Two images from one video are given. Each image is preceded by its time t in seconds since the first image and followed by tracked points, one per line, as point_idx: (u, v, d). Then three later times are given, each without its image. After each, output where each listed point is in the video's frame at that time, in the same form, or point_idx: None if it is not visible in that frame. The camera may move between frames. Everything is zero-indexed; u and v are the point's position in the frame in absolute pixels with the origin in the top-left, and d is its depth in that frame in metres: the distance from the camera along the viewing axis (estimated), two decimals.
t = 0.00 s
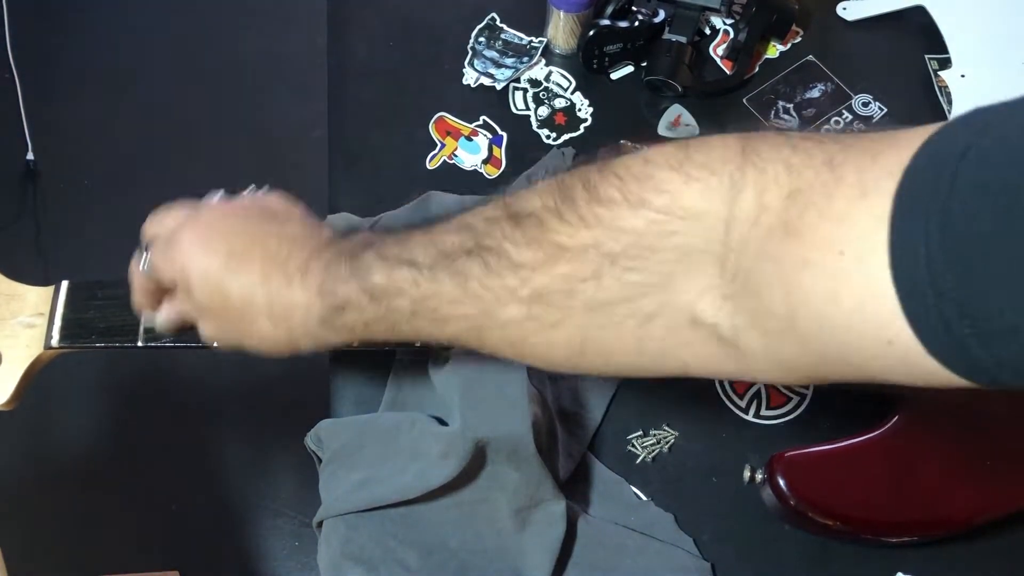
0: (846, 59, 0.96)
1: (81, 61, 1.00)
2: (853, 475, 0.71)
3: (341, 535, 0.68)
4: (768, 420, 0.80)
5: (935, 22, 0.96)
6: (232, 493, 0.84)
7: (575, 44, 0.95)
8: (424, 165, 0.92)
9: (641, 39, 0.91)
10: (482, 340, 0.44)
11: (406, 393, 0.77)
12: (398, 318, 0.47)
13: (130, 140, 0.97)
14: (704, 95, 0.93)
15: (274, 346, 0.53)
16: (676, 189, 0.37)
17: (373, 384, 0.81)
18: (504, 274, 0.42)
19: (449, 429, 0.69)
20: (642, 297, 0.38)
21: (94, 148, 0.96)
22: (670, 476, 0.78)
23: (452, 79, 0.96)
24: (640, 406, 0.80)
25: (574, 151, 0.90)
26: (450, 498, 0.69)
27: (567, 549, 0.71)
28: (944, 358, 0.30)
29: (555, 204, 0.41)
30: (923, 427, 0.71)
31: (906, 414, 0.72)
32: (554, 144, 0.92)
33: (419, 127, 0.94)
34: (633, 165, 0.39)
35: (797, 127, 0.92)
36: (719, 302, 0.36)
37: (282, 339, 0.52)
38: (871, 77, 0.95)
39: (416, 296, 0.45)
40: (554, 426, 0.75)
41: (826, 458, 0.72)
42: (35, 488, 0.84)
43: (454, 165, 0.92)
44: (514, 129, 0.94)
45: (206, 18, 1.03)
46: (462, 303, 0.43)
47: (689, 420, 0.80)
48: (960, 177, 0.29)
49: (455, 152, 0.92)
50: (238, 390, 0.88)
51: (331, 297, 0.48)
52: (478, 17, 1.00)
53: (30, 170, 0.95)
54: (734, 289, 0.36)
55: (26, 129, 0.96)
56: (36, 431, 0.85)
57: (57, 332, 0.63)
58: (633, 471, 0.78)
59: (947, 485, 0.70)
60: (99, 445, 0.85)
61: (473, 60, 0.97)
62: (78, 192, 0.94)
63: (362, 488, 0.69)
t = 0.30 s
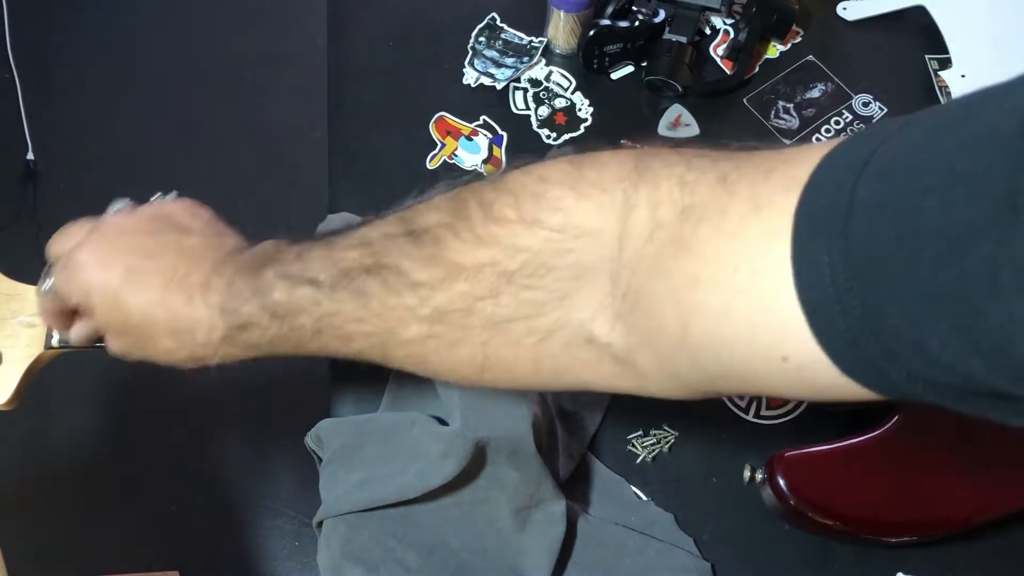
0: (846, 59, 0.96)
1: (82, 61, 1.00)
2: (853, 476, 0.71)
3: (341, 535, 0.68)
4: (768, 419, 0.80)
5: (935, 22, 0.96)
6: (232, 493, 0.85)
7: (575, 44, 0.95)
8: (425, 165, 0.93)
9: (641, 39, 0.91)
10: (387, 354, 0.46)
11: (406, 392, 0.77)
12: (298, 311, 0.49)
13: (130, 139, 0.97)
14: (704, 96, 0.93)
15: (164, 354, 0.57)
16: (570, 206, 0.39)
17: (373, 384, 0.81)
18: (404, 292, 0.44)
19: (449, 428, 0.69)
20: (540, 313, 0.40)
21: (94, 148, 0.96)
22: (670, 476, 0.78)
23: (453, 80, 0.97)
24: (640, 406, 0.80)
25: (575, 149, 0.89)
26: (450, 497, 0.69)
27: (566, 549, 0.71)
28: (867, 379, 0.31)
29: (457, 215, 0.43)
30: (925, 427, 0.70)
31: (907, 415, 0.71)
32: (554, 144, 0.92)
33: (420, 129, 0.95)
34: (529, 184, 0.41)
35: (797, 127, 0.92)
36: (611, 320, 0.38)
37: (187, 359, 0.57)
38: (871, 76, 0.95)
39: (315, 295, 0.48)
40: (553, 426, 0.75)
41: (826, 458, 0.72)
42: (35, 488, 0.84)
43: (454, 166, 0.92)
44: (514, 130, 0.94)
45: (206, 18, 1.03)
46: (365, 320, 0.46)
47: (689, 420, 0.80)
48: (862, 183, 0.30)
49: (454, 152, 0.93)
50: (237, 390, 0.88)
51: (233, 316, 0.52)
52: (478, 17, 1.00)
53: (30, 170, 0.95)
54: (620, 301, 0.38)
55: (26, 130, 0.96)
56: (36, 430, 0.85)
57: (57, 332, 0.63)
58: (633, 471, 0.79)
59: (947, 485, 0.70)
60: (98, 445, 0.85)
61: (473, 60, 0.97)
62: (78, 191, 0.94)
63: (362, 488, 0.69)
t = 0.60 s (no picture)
0: (847, 58, 0.96)
1: (82, 62, 1.00)
2: (855, 476, 0.71)
3: (341, 536, 0.68)
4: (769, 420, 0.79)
5: (935, 21, 0.96)
6: (232, 493, 0.84)
7: (575, 44, 0.95)
8: (424, 165, 0.92)
9: (641, 38, 0.91)
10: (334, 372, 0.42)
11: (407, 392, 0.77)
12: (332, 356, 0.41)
13: (130, 139, 0.96)
14: (705, 95, 0.92)
15: (219, 392, 0.48)
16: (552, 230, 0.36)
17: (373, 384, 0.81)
18: (427, 278, 0.39)
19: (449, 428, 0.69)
20: (478, 329, 0.34)
21: (94, 148, 0.96)
22: (670, 476, 0.78)
23: (452, 79, 0.96)
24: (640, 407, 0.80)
25: (574, 151, 0.91)
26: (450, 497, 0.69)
27: (566, 549, 0.70)
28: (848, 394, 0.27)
29: (604, 235, 0.33)
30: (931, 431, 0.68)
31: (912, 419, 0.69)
32: (554, 144, 0.92)
33: (419, 127, 0.94)
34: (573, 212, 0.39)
35: (797, 126, 0.92)
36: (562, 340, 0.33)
37: (231, 382, 0.47)
38: (872, 76, 0.95)
39: (416, 325, 0.37)
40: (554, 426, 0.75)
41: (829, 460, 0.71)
42: (34, 488, 0.83)
43: (454, 165, 0.91)
44: (514, 129, 0.93)
45: (205, 18, 1.03)
46: (369, 318, 0.40)
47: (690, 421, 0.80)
48: (826, 197, 0.28)
49: (455, 152, 0.92)
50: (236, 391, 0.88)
51: (306, 315, 0.43)
52: (478, 16, 1.00)
53: (29, 170, 0.94)
54: (571, 319, 0.32)
55: (26, 130, 0.96)
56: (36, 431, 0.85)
57: (56, 331, 0.63)
58: (634, 472, 0.78)
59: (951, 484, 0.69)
60: (97, 446, 0.85)
61: (473, 59, 0.97)
62: (79, 192, 0.94)
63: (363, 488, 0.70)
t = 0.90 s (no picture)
0: (846, 59, 0.96)
1: (83, 62, 1.00)
2: (856, 475, 0.70)
3: (342, 536, 0.69)
4: (768, 420, 0.80)
5: (935, 22, 0.96)
6: (232, 493, 0.84)
7: (575, 44, 0.95)
8: (424, 165, 0.91)
9: (641, 39, 0.91)
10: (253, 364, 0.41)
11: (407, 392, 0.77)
12: None
13: (131, 140, 0.97)
14: (704, 96, 0.92)
15: None
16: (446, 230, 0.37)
17: (373, 384, 0.81)
18: None
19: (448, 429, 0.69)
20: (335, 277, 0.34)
21: (95, 148, 0.96)
22: (670, 476, 0.78)
23: (452, 79, 0.96)
24: (640, 407, 0.81)
25: (574, 151, 0.91)
26: (450, 498, 0.69)
27: (567, 550, 0.71)
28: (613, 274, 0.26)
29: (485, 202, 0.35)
30: (925, 426, 0.70)
31: (906, 414, 0.71)
32: (554, 144, 0.92)
33: (419, 127, 0.94)
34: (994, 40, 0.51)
35: (797, 127, 0.92)
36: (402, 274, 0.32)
37: None
38: (871, 76, 0.95)
39: None
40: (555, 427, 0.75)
41: (827, 458, 0.71)
42: (35, 488, 0.84)
43: (454, 165, 0.91)
44: (514, 129, 0.93)
45: (208, 20, 1.03)
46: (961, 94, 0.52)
47: (689, 420, 0.80)
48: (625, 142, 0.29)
49: (454, 152, 0.92)
50: (237, 390, 0.88)
51: None
52: (478, 17, 1.00)
53: (30, 170, 0.94)
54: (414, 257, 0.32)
55: (26, 130, 0.96)
56: (37, 431, 0.85)
57: (57, 332, 0.64)
58: (633, 472, 0.78)
59: (949, 483, 0.69)
60: (97, 445, 0.85)
61: (473, 60, 0.97)
62: (79, 191, 0.94)
63: (362, 488, 0.70)
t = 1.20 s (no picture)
0: (846, 59, 0.96)
1: (83, 63, 1.00)
2: (856, 474, 0.70)
3: (341, 536, 0.69)
4: (768, 420, 0.80)
5: (935, 22, 0.97)
6: (232, 493, 0.84)
7: (575, 44, 0.95)
8: (424, 165, 0.92)
9: (641, 39, 0.91)
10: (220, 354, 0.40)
11: (407, 392, 0.77)
12: None
13: (132, 140, 0.97)
14: (704, 95, 0.92)
15: None
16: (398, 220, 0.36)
17: (374, 383, 0.81)
18: None
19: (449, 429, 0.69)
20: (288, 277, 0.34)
21: (95, 148, 0.96)
22: (670, 476, 0.78)
23: (453, 79, 0.96)
24: (640, 406, 0.81)
25: (574, 151, 0.91)
26: (450, 497, 0.69)
27: (567, 550, 0.71)
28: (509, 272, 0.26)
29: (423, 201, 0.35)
30: (925, 426, 0.70)
31: (906, 414, 0.71)
32: (554, 144, 0.92)
33: (419, 127, 0.94)
34: None
35: (797, 127, 0.92)
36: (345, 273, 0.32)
37: None
38: (871, 76, 0.95)
39: None
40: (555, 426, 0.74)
41: (827, 458, 0.71)
42: (36, 488, 0.84)
43: (454, 165, 0.91)
44: (514, 129, 0.93)
45: (208, 21, 1.03)
46: None
47: (689, 420, 0.80)
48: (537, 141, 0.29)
49: (454, 152, 0.92)
50: (237, 390, 0.88)
51: None
52: (478, 17, 1.00)
53: (30, 170, 0.94)
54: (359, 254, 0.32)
55: (26, 130, 0.96)
56: (38, 431, 0.85)
57: (58, 332, 0.64)
58: (633, 471, 0.78)
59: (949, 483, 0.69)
60: (98, 445, 0.85)
61: (473, 60, 0.97)
62: (80, 191, 0.94)
63: (362, 488, 0.70)
